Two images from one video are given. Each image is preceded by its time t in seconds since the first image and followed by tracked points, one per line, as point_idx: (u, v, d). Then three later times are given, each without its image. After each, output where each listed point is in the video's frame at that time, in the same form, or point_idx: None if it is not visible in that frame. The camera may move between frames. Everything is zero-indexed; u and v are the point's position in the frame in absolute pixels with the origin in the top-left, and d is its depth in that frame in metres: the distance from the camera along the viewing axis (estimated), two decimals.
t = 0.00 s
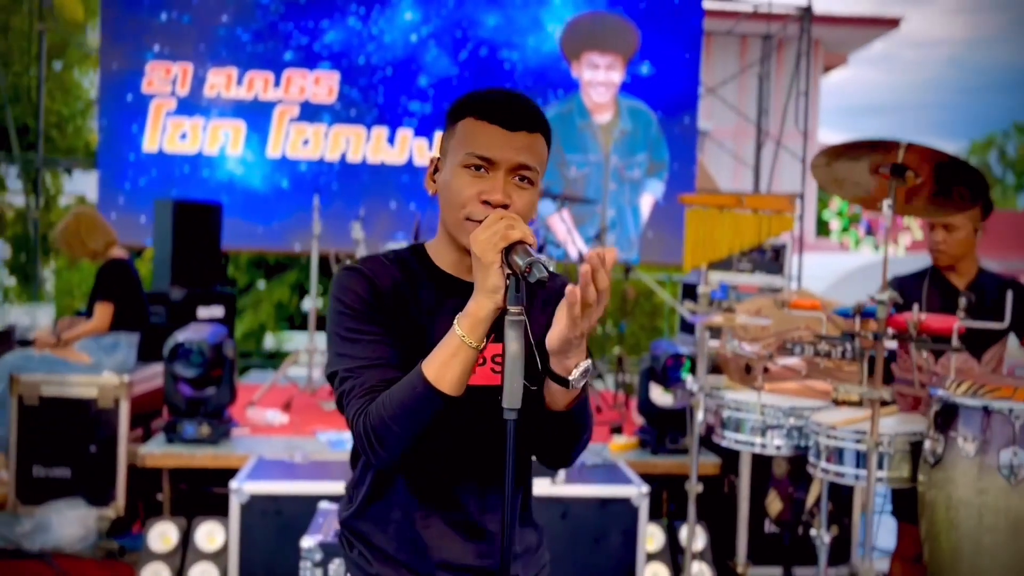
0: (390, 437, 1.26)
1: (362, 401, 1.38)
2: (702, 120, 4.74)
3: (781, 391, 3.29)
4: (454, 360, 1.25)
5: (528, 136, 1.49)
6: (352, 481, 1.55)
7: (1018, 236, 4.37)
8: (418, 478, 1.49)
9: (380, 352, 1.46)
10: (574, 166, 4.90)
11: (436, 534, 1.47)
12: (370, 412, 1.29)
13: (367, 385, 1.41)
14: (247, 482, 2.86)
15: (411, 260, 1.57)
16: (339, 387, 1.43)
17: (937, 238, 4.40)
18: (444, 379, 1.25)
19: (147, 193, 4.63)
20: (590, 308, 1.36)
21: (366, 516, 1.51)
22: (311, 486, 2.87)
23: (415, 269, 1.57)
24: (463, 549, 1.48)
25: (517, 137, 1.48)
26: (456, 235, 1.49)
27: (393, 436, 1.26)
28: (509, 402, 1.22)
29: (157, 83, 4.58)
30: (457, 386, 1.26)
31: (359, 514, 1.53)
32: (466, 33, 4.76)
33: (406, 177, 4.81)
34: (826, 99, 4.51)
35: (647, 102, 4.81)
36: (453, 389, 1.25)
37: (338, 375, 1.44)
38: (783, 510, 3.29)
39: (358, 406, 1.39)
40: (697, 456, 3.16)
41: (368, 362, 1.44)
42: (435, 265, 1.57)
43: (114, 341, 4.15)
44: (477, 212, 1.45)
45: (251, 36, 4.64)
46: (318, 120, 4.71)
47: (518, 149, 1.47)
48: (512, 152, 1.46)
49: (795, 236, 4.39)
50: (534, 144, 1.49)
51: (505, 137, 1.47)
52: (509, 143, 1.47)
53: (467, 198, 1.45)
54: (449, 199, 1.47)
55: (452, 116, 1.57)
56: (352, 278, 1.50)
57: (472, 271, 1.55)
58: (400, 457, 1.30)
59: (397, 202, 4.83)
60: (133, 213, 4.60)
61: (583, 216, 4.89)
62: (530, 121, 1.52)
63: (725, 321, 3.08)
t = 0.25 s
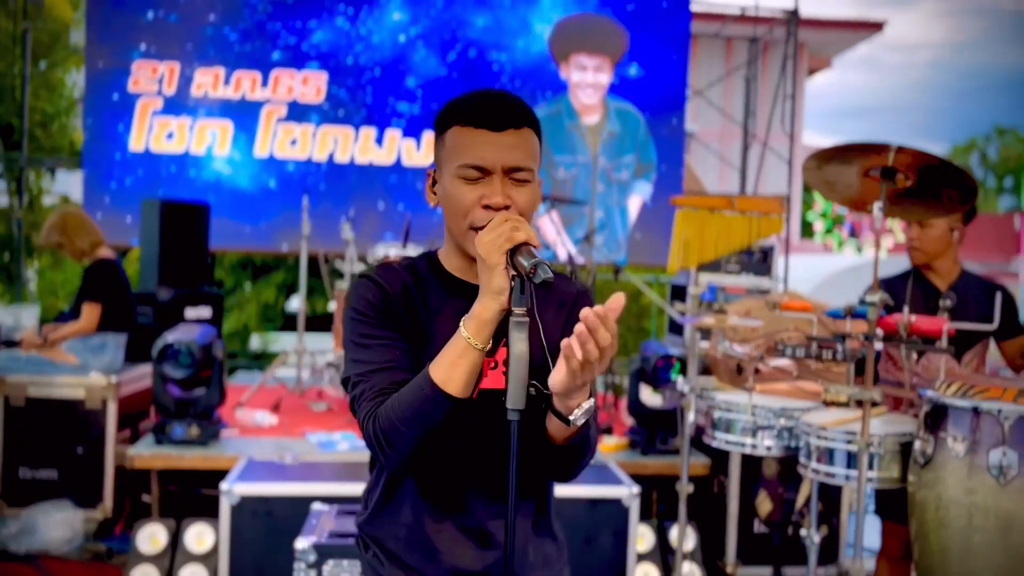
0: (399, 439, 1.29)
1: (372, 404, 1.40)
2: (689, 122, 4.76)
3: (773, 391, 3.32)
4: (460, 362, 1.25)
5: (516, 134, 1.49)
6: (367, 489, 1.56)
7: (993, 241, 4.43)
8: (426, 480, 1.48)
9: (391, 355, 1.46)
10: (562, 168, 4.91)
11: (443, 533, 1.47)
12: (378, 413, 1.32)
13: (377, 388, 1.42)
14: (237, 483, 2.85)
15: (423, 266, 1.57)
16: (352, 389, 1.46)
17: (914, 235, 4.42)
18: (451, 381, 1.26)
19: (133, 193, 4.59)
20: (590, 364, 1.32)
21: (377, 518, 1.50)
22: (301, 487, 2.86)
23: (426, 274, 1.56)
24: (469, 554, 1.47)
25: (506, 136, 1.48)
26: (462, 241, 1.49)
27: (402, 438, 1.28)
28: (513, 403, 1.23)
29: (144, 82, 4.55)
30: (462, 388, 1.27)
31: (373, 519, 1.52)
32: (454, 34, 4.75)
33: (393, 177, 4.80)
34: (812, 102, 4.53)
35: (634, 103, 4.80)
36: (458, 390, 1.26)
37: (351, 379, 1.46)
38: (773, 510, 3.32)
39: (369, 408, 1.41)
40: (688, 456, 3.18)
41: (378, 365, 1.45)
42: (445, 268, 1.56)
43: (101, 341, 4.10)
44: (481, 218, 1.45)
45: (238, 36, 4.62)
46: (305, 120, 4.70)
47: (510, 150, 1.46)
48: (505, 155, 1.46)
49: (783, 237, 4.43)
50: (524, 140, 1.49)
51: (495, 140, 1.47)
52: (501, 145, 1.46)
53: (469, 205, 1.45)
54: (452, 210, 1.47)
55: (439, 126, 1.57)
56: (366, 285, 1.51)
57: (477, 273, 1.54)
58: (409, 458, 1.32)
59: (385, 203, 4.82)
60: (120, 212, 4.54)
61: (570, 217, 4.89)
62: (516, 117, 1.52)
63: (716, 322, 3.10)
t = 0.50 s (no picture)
0: (414, 433, 1.29)
1: (389, 399, 1.38)
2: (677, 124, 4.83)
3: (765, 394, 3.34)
4: (471, 364, 1.25)
5: (499, 131, 1.44)
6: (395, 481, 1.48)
7: (976, 240, 4.36)
8: (450, 469, 1.40)
9: (408, 351, 1.43)
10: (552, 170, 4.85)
11: (478, 530, 1.38)
12: (396, 407, 1.32)
13: (395, 385, 1.40)
14: (228, 486, 2.83)
15: (447, 263, 1.53)
16: (376, 385, 1.46)
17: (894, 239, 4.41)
18: (463, 381, 1.25)
19: (121, 193, 4.57)
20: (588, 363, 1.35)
21: (408, 524, 1.41)
22: (294, 489, 2.85)
23: (449, 272, 1.51)
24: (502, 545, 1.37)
25: (489, 136, 1.43)
26: (474, 246, 1.46)
27: (415, 431, 1.29)
28: (522, 406, 1.22)
29: (131, 82, 4.53)
30: (475, 387, 1.26)
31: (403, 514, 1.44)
32: (443, 35, 4.76)
33: (383, 178, 4.78)
34: (797, 104, 4.59)
35: (623, 104, 4.83)
36: (471, 392, 1.25)
37: (377, 375, 1.46)
38: (765, 511, 3.36)
39: (387, 403, 1.39)
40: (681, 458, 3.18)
41: (397, 361, 1.42)
42: (466, 264, 1.51)
43: (90, 342, 3.87)
44: (490, 224, 1.41)
45: (226, 36, 4.60)
46: (294, 121, 4.68)
47: (498, 150, 1.42)
48: (495, 156, 1.41)
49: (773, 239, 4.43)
50: (512, 133, 1.45)
51: (477, 143, 1.42)
52: (488, 149, 1.42)
53: (475, 214, 1.41)
54: (461, 222, 1.44)
55: (425, 141, 1.52)
56: (387, 280, 1.49)
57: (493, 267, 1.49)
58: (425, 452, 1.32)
59: (374, 203, 4.79)
60: (104, 213, 4.55)
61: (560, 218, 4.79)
62: (498, 112, 1.47)
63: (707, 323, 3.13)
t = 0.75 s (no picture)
0: (431, 447, 1.31)
1: (405, 414, 1.42)
2: (670, 125, 4.76)
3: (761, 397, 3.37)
4: (480, 371, 1.27)
5: (495, 140, 1.44)
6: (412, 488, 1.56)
7: (964, 242, 4.41)
8: (463, 477, 1.46)
9: (421, 365, 1.47)
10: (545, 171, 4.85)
11: (493, 537, 1.45)
12: (411, 423, 1.35)
13: (409, 400, 1.45)
14: (223, 488, 2.83)
15: (453, 272, 1.55)
16: (391, 399, 1.49)
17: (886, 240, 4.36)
18: (472, 389, 1.27)
19: (112, 193, 4.55)
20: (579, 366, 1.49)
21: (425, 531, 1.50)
22: (289, 491, 2.84)
23: (455, 280, 1.54)
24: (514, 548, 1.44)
25: (484, 147, 1.44)
26: (479, 253, 1.48)
27: (432, 447, 1.31)
28: (526, 408, 1.24)
29: (123, 81, 4.50)
30: (484, 394, 1.27)
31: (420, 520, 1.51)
32: (437, 35, 4.75)
33: (376, 179, 4.77)
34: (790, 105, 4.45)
35: (616, 106, 4.84)
36: (481, 398, 1.27)
37: (390, 389, 1.50)
38: (760, 512, 3.36)
39: (402, 419, 1.43)
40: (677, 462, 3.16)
41: (411, 375, 1.47)
42: (472, 273, 1.54)
43: (83, 344, 4.00)
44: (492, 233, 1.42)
45: (219, 35, 4.59)
46: (287, 121, 4.66)
47: (495, 158, 1.42)
48: (493, 166, 1.41)
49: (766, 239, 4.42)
50: (508, 140, 1.45)
51: (474, 156, 1.42)
52: (486, 159, 1.42)
53: (477, 224, 1.43)
54: (467, 232, 1.46)
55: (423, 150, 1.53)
56: (395, 294, 1.52)
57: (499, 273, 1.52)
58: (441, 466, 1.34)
59: (367, 203, 4.79)
60: (95, 212, 4.51)
61: (553, 220, 4.86)
62: (496, 120, 1.48)
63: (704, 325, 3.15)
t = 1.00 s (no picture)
0: (436, 455, 1.29)
1: (406, 422, 1.41)
2: (665, 126, 4.80)
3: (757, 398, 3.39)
4: (483, 376, 1.27)
5: (487, 142, 1.44)
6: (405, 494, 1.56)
7: (957, 242, 4.46)
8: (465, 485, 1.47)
9: (420, 372, 1.46)
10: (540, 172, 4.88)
11: (493, 546, 1.46)
12: (413, 431, 1.33)
13: (408, 409, 1.43)
14: (219, 490, 2.82)
15: (443, 278, 1.55)
16: (387, 409, 1.47)
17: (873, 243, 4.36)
18: (476, 393, 1.27)
19: (107, 194, 4.53)
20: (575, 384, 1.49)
21: (421, 541, 1.50)
22: (285, 493, 2.83)
23: (445, 285, 1.54)
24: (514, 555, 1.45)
25: (477, 149, 1.43)
26: (473, 257, 1.47)
27: (438, 455, 1.29)
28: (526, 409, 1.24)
29: (117, 82, 4.49)
30: (487, 398, 1.27)
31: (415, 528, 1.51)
32: (433, 36, 4.75)
33: (371, 180, 4.78)
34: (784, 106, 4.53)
35: (612, 107, 4.83)
36: (485, 402, 1.27)
37: (387, 399, 1.48)
38: (757, 514, 3.40)
39: (404, 428, 1.41)
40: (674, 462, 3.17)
41: (410, 384, 1.45)
42: (461, 278, 1.54)
43: (78, 346, 3.88)
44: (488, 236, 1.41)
45: (214, 36, 4.57)
46: (282, 122, 4.65)
47: (488, 161, 1.42)
48: (486, 168, 1.41)
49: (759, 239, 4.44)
50: (497, 143, 1.45)
51: (468, 159, 1.42)
52: (479, 162, 1.42)
53: (472, 226, 1.41)
54: (458, 235, 1.44)
55: (416, 158, 1.53)
56: (387, 303, 1.51)
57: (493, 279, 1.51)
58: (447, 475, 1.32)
59: (363, 204, 4.79)
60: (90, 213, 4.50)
61: (549, 221, 4.86)
62: (488, 122, 1.48)
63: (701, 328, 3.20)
